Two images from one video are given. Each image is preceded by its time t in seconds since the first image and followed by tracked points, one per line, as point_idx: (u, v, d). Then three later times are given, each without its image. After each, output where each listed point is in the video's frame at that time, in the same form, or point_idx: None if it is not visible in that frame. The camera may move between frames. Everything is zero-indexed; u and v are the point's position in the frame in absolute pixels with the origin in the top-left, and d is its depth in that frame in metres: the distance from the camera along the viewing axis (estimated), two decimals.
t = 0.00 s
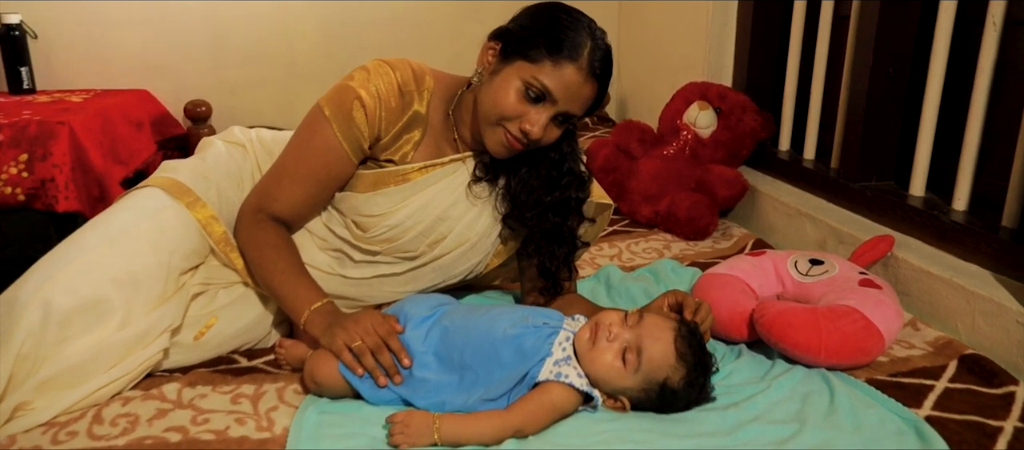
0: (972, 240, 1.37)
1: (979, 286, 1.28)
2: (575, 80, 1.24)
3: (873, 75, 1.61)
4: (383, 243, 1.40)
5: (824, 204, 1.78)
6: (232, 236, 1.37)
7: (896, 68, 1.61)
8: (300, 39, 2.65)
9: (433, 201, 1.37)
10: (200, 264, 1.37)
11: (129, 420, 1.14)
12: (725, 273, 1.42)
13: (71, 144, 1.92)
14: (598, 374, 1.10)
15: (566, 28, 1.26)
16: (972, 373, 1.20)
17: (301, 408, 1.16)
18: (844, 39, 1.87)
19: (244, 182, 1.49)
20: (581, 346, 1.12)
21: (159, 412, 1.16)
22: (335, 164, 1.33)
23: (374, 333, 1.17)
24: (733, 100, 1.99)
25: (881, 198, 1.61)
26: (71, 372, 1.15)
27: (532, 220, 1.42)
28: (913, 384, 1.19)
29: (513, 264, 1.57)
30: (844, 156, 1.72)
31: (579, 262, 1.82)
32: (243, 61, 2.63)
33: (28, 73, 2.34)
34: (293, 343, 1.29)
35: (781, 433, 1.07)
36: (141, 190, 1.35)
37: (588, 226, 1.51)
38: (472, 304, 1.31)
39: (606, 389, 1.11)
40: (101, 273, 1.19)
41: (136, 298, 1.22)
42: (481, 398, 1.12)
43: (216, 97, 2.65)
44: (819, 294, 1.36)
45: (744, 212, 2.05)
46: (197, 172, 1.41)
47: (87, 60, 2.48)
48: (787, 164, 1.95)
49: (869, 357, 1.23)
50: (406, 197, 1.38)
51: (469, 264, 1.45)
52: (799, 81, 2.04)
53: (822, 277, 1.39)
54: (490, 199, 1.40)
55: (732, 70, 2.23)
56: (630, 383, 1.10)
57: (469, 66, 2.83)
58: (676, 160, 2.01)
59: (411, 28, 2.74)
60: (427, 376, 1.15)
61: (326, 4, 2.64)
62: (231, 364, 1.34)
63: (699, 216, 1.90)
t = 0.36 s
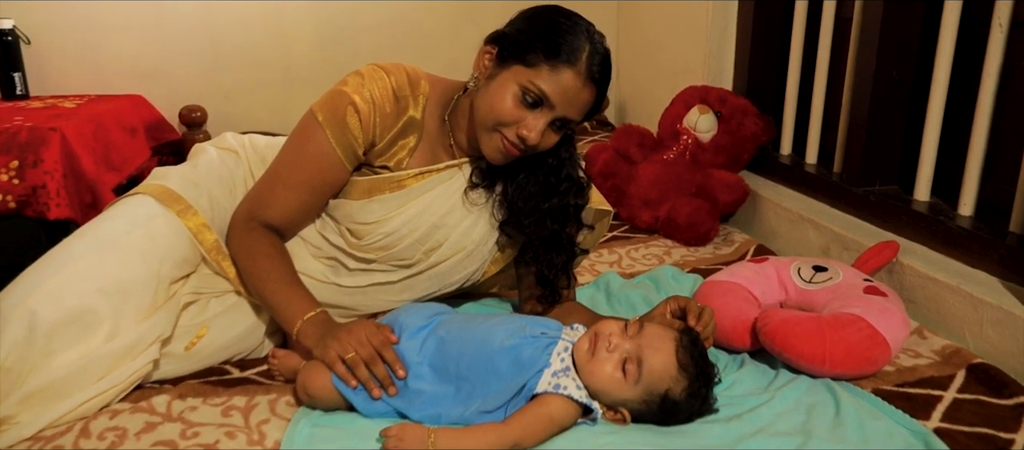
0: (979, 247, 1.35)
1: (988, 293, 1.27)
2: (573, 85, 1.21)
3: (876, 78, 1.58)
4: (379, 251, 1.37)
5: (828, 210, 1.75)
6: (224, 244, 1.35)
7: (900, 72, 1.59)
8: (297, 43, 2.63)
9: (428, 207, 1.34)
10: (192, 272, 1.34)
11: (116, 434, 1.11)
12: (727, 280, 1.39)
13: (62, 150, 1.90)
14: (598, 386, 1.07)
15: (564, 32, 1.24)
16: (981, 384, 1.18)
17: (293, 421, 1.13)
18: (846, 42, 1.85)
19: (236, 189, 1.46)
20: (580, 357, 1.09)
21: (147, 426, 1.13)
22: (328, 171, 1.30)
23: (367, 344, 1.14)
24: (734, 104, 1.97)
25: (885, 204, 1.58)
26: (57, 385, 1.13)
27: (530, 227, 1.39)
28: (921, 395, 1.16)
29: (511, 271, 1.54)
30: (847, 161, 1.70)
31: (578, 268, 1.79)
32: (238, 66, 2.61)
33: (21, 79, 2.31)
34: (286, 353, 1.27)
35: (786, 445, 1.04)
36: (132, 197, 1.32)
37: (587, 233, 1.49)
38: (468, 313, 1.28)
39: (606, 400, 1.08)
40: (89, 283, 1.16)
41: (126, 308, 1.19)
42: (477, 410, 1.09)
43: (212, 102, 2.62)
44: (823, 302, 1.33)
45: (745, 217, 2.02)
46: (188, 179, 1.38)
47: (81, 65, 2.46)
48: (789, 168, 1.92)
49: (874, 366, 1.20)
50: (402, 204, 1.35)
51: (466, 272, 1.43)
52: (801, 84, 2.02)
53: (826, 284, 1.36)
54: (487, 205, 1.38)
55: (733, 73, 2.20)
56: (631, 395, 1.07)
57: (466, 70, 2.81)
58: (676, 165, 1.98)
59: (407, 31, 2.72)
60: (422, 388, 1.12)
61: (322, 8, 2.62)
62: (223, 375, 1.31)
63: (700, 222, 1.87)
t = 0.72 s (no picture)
0: (989, 249, 1.32)
1: (999, 298, 1.24)
2: (573, 85, 1.19)
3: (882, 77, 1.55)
4: (375, 254, 1.34)
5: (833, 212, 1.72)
6: (217, 247, 1.32)
7: (906, 71, 1.56)
8: (295, 44, 2.61)
9: (426, 209, 1.32)
10: (184, 276, 1.32)
11: (104, 443, 1.08)
12: (731, 284, 1.36)
13: (56, 152, 1.88)
14: (599, 392, 1.04)
15: (563, 30, 1.21)
16: (992, 390, 1.15)
17: (287, 429, 1.10)
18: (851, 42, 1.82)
19: (230, 190, 1.43)
20: (581, 363, 1.06)
21: (137, 434, 1.10)
22: (323, 172, 1.28)
23: (362, 350, 1.12)
24: (737, 104, 1.94)
25: (891, 205, 1.55)
26: (44, 392, 1.10)
27: (529, 230, 1.36)
28: (931, 402, 1.14)
29: (510, 274, 1.51)
30: (852, 162, 1.67)
31: (579, 271, 1.76)
32: (237, 67, 2.58)
33: (16, 80, 2.29)
34: (280, 359, 1.24)
35: None
36: (123, 199, 1.29)
37: (588, 236, 1.46)
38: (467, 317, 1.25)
39: (608, 408, 1.05)
40: (77, 287, 1.13)
41: (115, 313, 1.17)
42: (475, 418, 1.07)
43: (210, 103, 2.60)
44: (829, 306, 1.30)
45: (749, 219, 1.99)
46: (181, 181, 1.35)
47: (77, 66, 2.43)
48: (793, 169, 1.89)
49: (882, 372, 1.17)
50: (399, 206, 1.32)
51: (465, 276, 1.40)
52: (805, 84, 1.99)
53: (832, 288, 1.33)
54: (485, 208, 1.35)
55: (736, 73, 2.18)
56: (633, 402, 1.04)
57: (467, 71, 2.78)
58: (678, 166, 1.95)
59: (408, 30, 2.70)
60: (419, 395, 1.10)
61: (321, 8, 2.59)
62: (215, 381, 1.28)
63: (703, 224, 1.84)
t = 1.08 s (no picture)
0: (1005, 251, 1.28)
1: (1017, 301, 1.21)
2: (577, 82, 1.15)
3: (894, 75, 1.52)
4: (375, 256, 1.31)
5: (844, 213, 1.69)
6: (214, 248, 1.29)
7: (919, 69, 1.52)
8: (296, 44, 2.58)
9: (427, 210, 1.28)
10: (180, 278, 1.29)
11: None
12: (740, 286, 1.33)
13: (53, 152, 1.85)
14: (604, 399, 1.01)
15: (567, 26, 1.18)
16: (1010, 398, 1.12)
17: (283, 436, 1.07)
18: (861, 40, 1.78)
19: (227, 191, 1.41)
20: (586, 368, 1.03)
21: (129, 440, 1.08)
22: (321, 172, 1.24)
23: (360, 355, 1.08)
24: (744, 103, 1.91)
25: (903, 206, 1.52)
26: (34, 397, 1.07)
27: (532, 231, 1.33)
28: (948, 409, 1.11)
29: (513, 276, 1.48)
30: (863, 161, 1.63)
31: (584, 273, 1.73)
32: (237, 67, 2.55)
33: (16, 79, 2.26)
34: (277, 363, 1.21)
35: None
36: (118, 200, 1.26)
37: (592, 237, 1.43)
38: (469, 321, 1.22)
39: (613, 415, 1.02)
40: (69, 289, 1.10)
41: (108, 315, 1.14)
42: (476, 425, 1.03)
43: (210, 103, 2.57)
44: (841, 310, 1.27)
45: (756, 220, 1.96)
46: (177, 181, 1.32)
47: (76, 66, 2.40)
48: (801, 170, 1.86)
49: (897, 378, 1.13)
50: (399, 207, 1.29)
51: (466, 278, 1.36)
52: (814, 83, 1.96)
53: (843, 291, 1.30)
54: (488, 208, 1.32)
55: (743, 72, 2.14)
56: (639, 409, 1.01)
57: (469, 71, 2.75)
58: (685, 166, 1.92)
59: (409, 29, 2.67)
60: (419, 401, 1.06)
61: (322, 7, 2.56)
62: (211, 385, 1.25)
63: (710, 225, 1.81)
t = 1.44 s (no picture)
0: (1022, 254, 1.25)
1: None
2: (581, 78, 1.12)
3: (907, 72, 1.48)
4: (373, 254, 1.28)
5: (854, 214, 1.65)
6: (209, 245, 1.26)
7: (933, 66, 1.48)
8: (297, 39, 2.55)
9: (426, 207, 1.25)
10: (174, 276, 1.26)
11: None
12: (748, 288, 1.30)
13: (50, 147, 1.83)
14: (607, 404, 0.98)
15: (571, 20, 1.15)
16: None
17: (276, 439, 1.04)
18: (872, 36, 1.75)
19: (224, 186, 1.38)
20: (589, 373, 1.00)
21: (119, 442, 1.05)
22: (319, 168, 1.21)
23: (357, 356, 1.05)
24: (753, 100, 1.87)
25: (916, 206, 1.48)
26: (22, 397, 1.04)
27: (534, 230, 1.30)
28: (963, 417, 1.07)
29: (516, 275, 1.45)
30: (875, 161, 1.60)
31: (588, 273, 1.70)
32: (238, 61, 2.53)
33: (15, 73, 2.24)
34: (273, 363, 1.18)
35: None
36: (111, 195, 1.23)
37: (597, 236, 1.39)
38: (470, 321, 1.19)
39: (616, 420, 0.99)
40: (59, 287, 1.08)
41: (99, 314, 1.11)
42: (475, 430, 1.00)
43: (211, 98, 2.55)
44: (851, 312, 1.23)
45: (764, 220, 1.92)
46: (172, 176, 1.30)
47: (76, 60, 2.38)
48: (811, 169, 1.82)
49: (910, 384, 1.10)
50: (398, 204, 1.26)
51: (467, 277, 1.33)
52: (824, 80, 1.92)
53: (854, 293, 1.26)
54: (490, 206, 1.29)
55: (751, 69, 2.11)
56: (643, 415, 0.98)
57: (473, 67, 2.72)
58: (691, 165, 1.88)
59: (412, 25, 2.64)
60: (416, 404, 1.03)
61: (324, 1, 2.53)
62: (205, 385, 1.23)
63: (716, 225, 1.77)
